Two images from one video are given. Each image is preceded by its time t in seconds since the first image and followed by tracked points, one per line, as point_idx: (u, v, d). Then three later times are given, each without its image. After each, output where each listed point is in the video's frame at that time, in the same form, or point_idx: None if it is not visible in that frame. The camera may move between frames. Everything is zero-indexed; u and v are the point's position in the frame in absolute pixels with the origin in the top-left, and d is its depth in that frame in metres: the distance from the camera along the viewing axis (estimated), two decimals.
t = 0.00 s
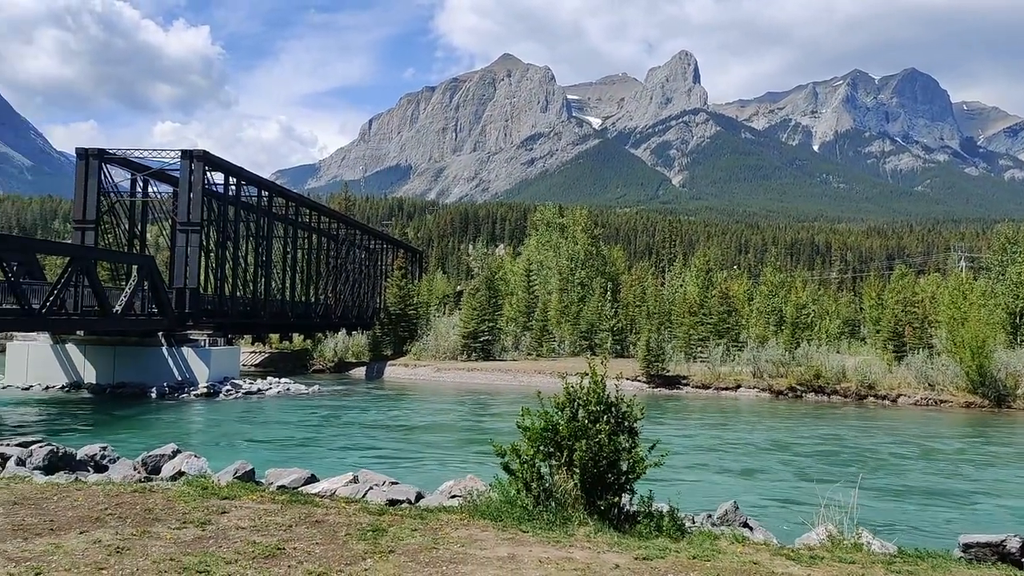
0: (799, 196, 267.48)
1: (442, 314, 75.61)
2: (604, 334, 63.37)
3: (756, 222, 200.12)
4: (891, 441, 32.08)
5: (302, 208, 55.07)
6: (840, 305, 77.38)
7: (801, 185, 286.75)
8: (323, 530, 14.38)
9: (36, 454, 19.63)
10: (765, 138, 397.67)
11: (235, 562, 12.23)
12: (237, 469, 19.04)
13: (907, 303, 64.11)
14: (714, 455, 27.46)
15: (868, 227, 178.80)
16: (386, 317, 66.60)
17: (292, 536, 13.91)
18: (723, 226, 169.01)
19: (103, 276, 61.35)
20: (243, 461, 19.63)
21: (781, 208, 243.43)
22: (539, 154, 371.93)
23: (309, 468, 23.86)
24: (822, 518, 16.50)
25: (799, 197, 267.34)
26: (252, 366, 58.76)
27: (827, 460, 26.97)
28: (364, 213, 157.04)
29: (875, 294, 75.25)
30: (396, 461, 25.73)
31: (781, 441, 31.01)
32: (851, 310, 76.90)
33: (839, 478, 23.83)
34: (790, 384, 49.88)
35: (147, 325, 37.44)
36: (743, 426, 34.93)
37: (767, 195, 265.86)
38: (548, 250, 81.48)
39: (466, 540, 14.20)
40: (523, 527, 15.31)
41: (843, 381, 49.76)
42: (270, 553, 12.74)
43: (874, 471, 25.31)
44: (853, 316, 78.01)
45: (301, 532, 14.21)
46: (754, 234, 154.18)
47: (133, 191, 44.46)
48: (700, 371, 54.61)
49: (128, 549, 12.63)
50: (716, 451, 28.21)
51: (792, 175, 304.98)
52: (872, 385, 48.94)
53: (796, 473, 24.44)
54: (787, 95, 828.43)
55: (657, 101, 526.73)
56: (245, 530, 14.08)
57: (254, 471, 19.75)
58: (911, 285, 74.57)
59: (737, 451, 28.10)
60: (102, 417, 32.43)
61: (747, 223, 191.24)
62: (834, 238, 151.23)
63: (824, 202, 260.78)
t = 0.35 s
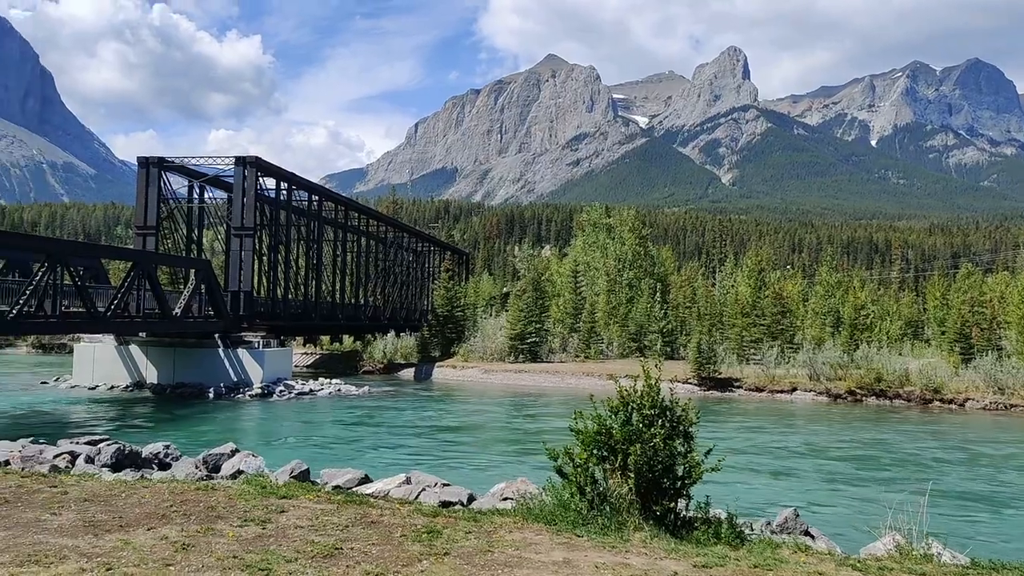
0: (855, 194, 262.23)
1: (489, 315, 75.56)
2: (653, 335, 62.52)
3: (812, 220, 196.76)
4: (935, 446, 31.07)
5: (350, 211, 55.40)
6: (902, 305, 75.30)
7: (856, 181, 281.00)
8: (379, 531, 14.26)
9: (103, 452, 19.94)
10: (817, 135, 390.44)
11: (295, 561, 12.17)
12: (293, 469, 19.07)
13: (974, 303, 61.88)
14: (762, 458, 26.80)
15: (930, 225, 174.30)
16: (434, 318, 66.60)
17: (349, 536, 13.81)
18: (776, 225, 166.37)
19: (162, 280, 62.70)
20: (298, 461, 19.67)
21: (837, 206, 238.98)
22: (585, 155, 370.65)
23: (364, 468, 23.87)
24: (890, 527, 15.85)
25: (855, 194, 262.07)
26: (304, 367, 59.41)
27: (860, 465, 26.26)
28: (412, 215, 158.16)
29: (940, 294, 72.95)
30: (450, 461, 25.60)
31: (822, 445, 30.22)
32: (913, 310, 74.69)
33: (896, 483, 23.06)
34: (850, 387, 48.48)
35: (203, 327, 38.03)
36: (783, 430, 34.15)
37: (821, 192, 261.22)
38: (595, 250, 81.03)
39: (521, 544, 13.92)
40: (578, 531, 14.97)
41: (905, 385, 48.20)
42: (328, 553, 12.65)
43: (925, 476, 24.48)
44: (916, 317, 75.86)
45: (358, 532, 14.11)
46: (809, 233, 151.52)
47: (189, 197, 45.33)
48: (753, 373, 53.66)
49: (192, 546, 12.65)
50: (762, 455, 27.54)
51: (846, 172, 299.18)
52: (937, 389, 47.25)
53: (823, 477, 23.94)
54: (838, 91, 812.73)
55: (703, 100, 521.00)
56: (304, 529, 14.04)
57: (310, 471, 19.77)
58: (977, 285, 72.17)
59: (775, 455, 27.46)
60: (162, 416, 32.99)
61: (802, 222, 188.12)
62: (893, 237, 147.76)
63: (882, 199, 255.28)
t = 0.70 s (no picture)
0: (928, 190, 254.57)
1: (548, 318, 75.52)
2: (717, 338, 62.08)
3: (884, 219, 191.80)
4: (1004, 452, 29.90)
5: (410, 215, 55.97)
6: (980, 306, 72.68)
7: (929, 177, 272.73)
8: (445, 535, 14.28)
9: (177, 452, 20.48)
10: (885, 131, 380.06)
11: (365, 563, 12.26)
12: (358, 470, 19.28)
13: None
14: (822, 464, 26.14)
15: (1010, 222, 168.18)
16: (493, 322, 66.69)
17: (417, 539, 13.87)
18: (845, 224, 162.54)
19: (229, 284, 64.26)
20: (364, 463, 19.88)
21: (911, 203, 232.33)
22: (643, 155, 367.70)
23: (426, 470, 23.97)
24: (975, 538, 15.19)
25: (928, 191, 254.37)
26: (366, 370, 60.14)
27: (909, 470, 25.50)
28: (470, 219, 159.05)
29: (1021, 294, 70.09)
30: (511, 464, 25.52)
31: (879, 450, 29.37)
32: (992, 312, 71.94)
33: (970, 492, 22.21)
34: (926, 392, 46.78)
35: (269, 330, 38.83)
36: (841, 434, 33.27)
37: (892, 188, 254.44)
38: (656, 252, 80.47)
39: (588, 550, 13.75)
40: (647, 538, 14.69)
41: (985, 390, 46.31)
42: (397, 554, 12.72)
43: (995, 485, 23.54)
44: (996, 318, 73.15)
45: (425, 535, 14.16)
46: (879, 233, 147.69)
47: (255, 203, 46.38)
48: (822, 377, 52.18)
49: (265, 546, 12.85)
50: (822, 460, 26.85)
51: (918, 169, 290.62)
52: (1020, 394, 45.22)
53: (888, 483, 23.24)
54: (906, 84, 790.37)
55: (764, 98, 511.55)
56: (372, 531, 14.15)
57: (375, 473, 19.93)
58: None
59: (841, 461, 26.71)
60: (230, 417, 33.77)
61: (871, 221, 183.64)
62: (969, 235, 143.08)
63: (958, 196, 247.26)
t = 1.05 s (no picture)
0: (1010, 187, 244.95)
1: (610, 321, 75.05)
2: (785, 341, 60.86)
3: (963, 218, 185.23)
4: None
5: (471, 218, 56.30)
6: None
7: (1011, 173, 262.33)
8: (512, 538, 14.21)
9: (248, 451, 20.88)
10: (962, 126, 366.86)
11: (433, 564, 12.28)
12: (423, 472, 19.32)
13: None
14: (891, 472, 25.27)
15: None
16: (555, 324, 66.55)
17: (483, 541, 13.81)
18: (919, 224, 157.48)
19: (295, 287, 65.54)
20: (428, 464, 19.92)
21: (992, 201, 223.85)
22: (707, 155, 362.58)
23: (491, 473, 23.93)
24: None
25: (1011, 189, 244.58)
26: (428, 372, 60.63)
27: (994, 480, 24.41)
28: (531, 221, 159.21)
29: None
30: (574, 468, 25.31)
31: (952, 458, 28.18)
32: None
33: None
34: (1010, 398, 44.79)
35: (334, 332, 39.45)
36: (910, 442, 32.08)
37: (971, 186, 245.59)
38: (721, 253, 79.33)
39: (658, 557, 13.50)
40: (718, 547, 14.32)
41: None
42: (465, 557, 12.68)
43: None
44: None
45: (492, 538, 14.09)
46: (957, 232, 142.67)
47: (320, 208, 47.25)
48: (898, 383, 50.33)
49: (336, 545, 12.97)
50: (892, 468, 25.92)
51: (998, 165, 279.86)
52: None
53: (970, 493, 22.30)
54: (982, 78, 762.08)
55: (833, 96, 499.13)
56: (439, 533, 14.17)
57: (440, 475, 19.98)
58: None
59: (919, 470, 25.74)
60: (297, 418, 34.36)
61: (949, 220, 177.57)
62: None
63: None
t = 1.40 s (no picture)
0: None
1: (659, 324, 74.32)
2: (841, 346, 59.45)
3: None
4: None
5: (518, 221, 56.22)
6: None
7: None
8: (564, 543, 14.06)
9: (300, 453, 21.13)
10: None
11: (485, 569, 12.21)
12: (473, 476, 19.26)
13: None
14: (954, 481, 24.44)
15: None
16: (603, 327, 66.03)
17: (535, 546, 13.69)
18: (981, 224, 152.87)
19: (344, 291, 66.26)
20: (478, 468, 19.85)
21: None
22: (758, 155, 357.36)
23: (540, 476, 23.78)
24: None
25: None
26: (475, 375, 60.73)
27: None
28: (578, 224, 158.75)
29: None
30: (624, 472, 25.03)
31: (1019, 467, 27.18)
32: None
33: None
34: None
35: (383, 335, 39.74)
36: (974, 449, 31.02)
37: None
38: (773, 255, 78.07)
39: (714, 566, 13.21)
40: (775, 556, 13.89)
41: None
42: (516, 562, 12.59)
43: None
44: None
45: (543, 543, 13.97)
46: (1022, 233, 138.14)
47: (369, 212, 47.70)
48: (962, 389, 48.73)
49: (388, 547, 12.98)
50: (955, 476, 25.06)
51: None
52: None
53: None
54: None
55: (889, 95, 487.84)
56: (490, 537, 14.09)
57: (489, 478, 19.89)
58: None
59: (984, 478, 24.85)
60: (347, 420, 34.65)
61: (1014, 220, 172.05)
62: None
63: None
